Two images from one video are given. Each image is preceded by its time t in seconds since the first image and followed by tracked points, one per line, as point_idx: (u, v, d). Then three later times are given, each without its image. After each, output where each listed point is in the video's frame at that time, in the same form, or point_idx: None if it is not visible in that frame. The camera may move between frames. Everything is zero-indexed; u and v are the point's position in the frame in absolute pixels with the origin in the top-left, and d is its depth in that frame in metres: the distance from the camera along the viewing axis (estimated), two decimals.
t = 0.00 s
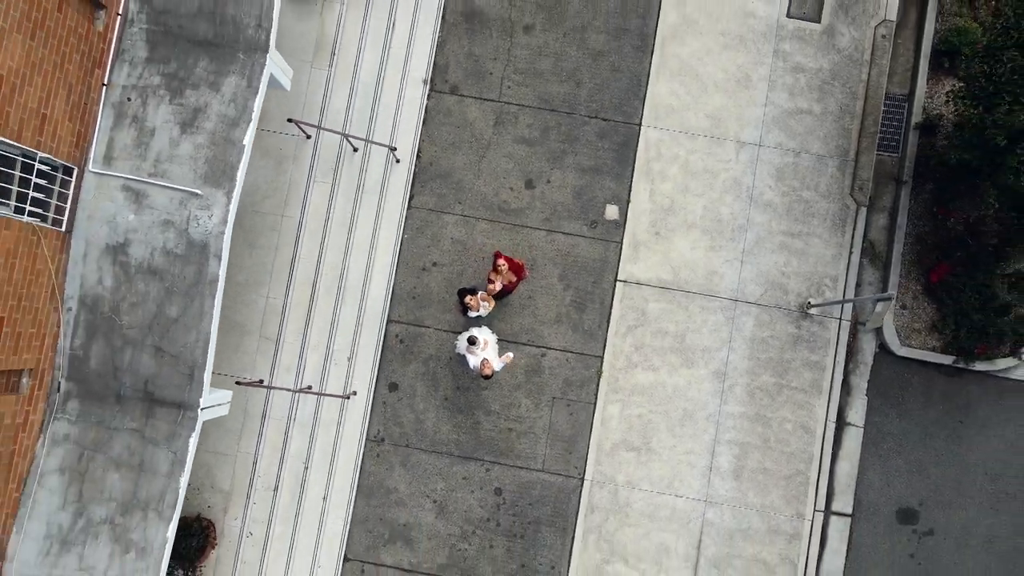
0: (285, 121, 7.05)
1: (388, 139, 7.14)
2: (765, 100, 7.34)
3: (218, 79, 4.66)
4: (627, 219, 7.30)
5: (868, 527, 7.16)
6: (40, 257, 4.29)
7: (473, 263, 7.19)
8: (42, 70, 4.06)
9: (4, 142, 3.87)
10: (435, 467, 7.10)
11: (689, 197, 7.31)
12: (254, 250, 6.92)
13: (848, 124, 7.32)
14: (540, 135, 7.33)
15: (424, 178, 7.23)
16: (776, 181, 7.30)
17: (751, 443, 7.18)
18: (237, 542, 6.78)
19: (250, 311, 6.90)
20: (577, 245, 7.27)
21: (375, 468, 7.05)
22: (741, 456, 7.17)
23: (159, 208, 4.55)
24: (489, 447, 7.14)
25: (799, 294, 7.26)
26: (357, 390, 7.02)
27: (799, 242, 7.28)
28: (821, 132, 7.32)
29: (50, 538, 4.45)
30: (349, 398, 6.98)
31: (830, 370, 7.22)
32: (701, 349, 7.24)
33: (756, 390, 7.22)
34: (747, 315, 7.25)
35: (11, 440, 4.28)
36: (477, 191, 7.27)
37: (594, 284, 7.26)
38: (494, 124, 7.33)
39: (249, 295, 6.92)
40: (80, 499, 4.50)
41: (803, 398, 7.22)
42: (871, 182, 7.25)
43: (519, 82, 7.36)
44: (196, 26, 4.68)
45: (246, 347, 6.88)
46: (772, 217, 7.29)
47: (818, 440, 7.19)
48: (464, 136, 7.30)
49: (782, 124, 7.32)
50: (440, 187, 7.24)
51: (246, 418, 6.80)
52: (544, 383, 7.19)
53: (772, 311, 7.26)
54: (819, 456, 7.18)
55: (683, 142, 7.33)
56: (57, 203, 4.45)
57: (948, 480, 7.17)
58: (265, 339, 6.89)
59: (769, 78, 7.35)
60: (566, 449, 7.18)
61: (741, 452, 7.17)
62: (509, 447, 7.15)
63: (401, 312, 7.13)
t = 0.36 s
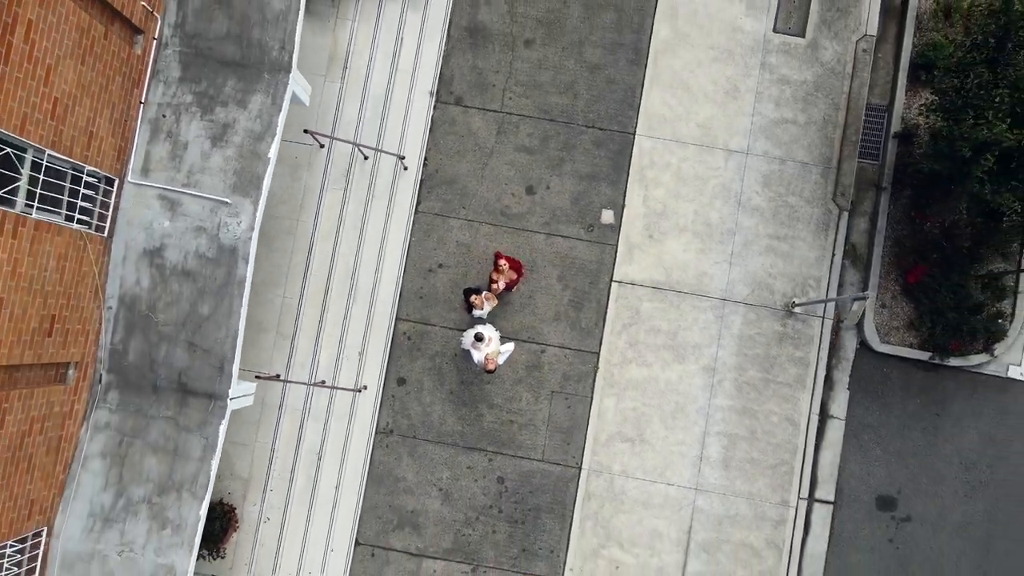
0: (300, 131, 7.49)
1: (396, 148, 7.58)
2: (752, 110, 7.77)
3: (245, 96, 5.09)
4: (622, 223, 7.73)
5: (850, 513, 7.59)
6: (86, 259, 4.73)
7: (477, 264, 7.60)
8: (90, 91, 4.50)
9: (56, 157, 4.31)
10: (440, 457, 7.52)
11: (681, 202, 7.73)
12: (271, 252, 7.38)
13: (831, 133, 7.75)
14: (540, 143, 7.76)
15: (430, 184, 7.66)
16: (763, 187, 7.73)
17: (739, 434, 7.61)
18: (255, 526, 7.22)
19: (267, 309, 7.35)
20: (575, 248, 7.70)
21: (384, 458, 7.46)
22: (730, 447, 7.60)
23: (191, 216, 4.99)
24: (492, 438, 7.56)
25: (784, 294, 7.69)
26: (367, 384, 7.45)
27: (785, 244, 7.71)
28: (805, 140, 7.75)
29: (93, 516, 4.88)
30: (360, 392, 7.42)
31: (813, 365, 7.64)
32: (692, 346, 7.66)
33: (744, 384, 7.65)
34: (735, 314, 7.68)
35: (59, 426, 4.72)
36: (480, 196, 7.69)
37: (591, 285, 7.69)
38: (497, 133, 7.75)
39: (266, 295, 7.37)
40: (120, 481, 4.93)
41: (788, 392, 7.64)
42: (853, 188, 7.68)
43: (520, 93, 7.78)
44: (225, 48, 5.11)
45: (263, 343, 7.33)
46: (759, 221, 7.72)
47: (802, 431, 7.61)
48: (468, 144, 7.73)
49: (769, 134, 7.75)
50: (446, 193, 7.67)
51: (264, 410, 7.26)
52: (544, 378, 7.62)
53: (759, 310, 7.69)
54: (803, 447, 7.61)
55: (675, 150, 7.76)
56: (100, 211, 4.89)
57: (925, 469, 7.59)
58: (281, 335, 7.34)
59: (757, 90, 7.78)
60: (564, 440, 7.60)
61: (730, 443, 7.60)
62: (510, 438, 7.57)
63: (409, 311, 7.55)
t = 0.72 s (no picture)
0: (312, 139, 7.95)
1: (403, 155, 8.03)
2: (740, 120, 8.22)
3: (268, 112, 5.54)
4: (617, 226, 8.18)
5: (832, 501, 8.03)
6: (124, 262, 5.18)
7: (479, 265, 8.05)
8: (129, 110, 4.96)
9: (100, 169, 4.77)
10: (445, 447, 7.97)
11: (672, 207, 8.18)
12: (285, 254, 7.84)
13: (814, 141, 8.19)
14: (539, 151, 8.20)
15: (435, 189, 8.11)
16: (750, 193, 8.18)
17: (727, 426, 8.05)
18: (272, 512, 7.68)
19: (282, 307, 7.82)
20: (572, 250, 8.15)
21: (392, 448, 7.91)
22: (718, 438, 8.03)
23: (219, 222, 5.44)
24: (494, 429, 8.00)
25: (770, 293, 8.13)
26: (376, 378, 7.90)
27: (770, 246, 8.16)
28: (790, 148, 8.20)
29: (129, 497, 5.33)
30: (369, 385, 7.88)
31: (798, 361, 8.08)
32: (683, 342, 8.10)
33: (732, 379, 8.09)
34: (724, 312, 8.12)
35: (100, 414, 5.17)
36: (483, 201, 8.14)
37: (587, 285, 8.14)
38: (499, 141, 8.20)
39: (281, 294, 7.83)
40: (153, 465, 5.37)
41: (773, 386, 8.08)
42: (835, 193, 8.12)
43: (520, 103, 8.23)
44: (249, 67, 5.56)
45: (279, 339, 7.79)
46: (746, 225, 8.17)
47: (787, 423, 8.05)
48: (471, 152, 8.17)
49: (755, 142, 8.20)
50: (450, 198, 8.11)
51: (279, 402, 7.72)
52: (542, 373, 8.07)
53: (746, 309, 8.13)
54: (787, 438, 8.05)
55: (667, 158, 8.20)
56: (136, 217, 5.35)
57: (903, 459, 8.03)
58: (296, 332, 7.80)
59: (744, 100, 8.23)
60: (562, 432, 8.04)
61: (718, 434, 8.04)
62: (511, 429, 8.02)
63: (415, 309, 8.00)
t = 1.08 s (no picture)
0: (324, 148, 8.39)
1: (410, 163, 8.45)
2: (730, 129, 8.63)
3: (287, 126, 5.95)
4: (613, 230, 8.59)
5: (818, 491, 8.44)
6: (154, 265, 5.59)
7: (483, 267, 8.47)
8: (163, 126, 5.37)
9: (136, 181, 5.18)
10: (450, 440, 8.38)
11: (666, 212, 8.60)
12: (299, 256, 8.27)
13: (801, 150, 8.61)
14: (539, 159, 8.62)
15: (441, 195, 8.53)
16: (740, 198, 8.60)
17: (718, 420, 8.45)
18: (286, 501, 8.11)
19: (296, 307, 8.25)
20: (571, 253, 8.56)
21: (399, 441, 8.32)
22: (710, 432, 8.44)
23: (242, 228, 5.86)
24: (496, 423, 8.41)
25: (759, 294, 8.54)
26: (384, 375, 8.32)
27: (759, 250, 8.57)
28: (778, 156, 8.61)
29: (159, 483, 5.74)
30: (377, 382, 8.30)
31: (785, 358, 8.49)
32: (676, 341, 8.52)
33: (723, 375, 8.50)
34: (715, 312, 8.53)
35: (133, 406, 5.59)
36: (485, 206, 8.55)
37: (585, 286, 8.55)
38: (501, 150, 8.61)
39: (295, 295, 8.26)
40: (181, 454, 5.78)
41: (762, 382, 8.49)
42: (821, 199, 8.53)
43: (521, 113, 8.65)
44: (269, 84, 5.98)
45: (292, 338, 8.23)
46: (736, 229, 8.58)
47: (775, 418, 8.45)
48: (475, 160, 8.59)
49: (745, 150, 8.61)
50: (455, 203, 8.53)
51: (293, 398, 8.14)
52: (542, 369, 8.48)
53: (736, 309, 8.55)
54: (775, 431, 8.45)
55: (661, 165, 8.62)
56: (165, 224, 5.76)
57: (886, 451, 8.44)
58: (308, 331, 8.23)
59: (734, 110, 8.65)
60: (561, 426, 8.46)
61: (710, 428, 8.44)
62: (513, 424, 8.43)
63: (422, 309, 8.42)
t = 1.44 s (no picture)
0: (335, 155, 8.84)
1: (417, 169, 8.89)
2: (721, 137, 9.07)
3: (304, 137, 6.40)
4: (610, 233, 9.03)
5: (804, 481, 8.88)
6: (183, 267, 6.03)
7: (486, 269, 8.91)
8: (192, 139, 5.80)
9: (168, 189, 5.62)
10: (455, 432, 8.81)
11: (660, 216, 9.03)
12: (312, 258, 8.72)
13: (788, 156, 9.04)
14: (539, 165, 9.06)
15: (446, 200, 8.97)
16: (731, 203, 9.03)
17: (709, 414, 8.89)
18: (300, 490, 8.56)
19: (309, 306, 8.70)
20: (570, 255, 9.00)
21: (407, 434, 8.77)
22: (702, 425, 8.87)
23: (263, 232, 6.30)
24: (498, 416, 8.85)
25: (748, 294, 8.98)
26: (392, 370, 8.76)
27: (749, 252, 9.01)
28: (767, 163, 9.05)
29: (186, 469, 6.18)
30: (386, 377, 8.74)
31: (774, 355, 8.92)
32: (670, 338, 8.95)
33: (714, 371, 8.93)
34: (706, 311, 8.97)
35: (163, 398, 6.03)
36: (488, 211, 8.99)
37: (583, 286, 8.99)
38: (503, 156, 9.05)
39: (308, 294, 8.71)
40: (207, 442, 6.22)
41: (752, 378, 8.92)
42: (807, 204, 8.97)
43: (523, 122, 9.08)
44: (288, 98, 6.42)
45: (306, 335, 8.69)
46: (726, 232, 9.02)
47: (764, 411, 8.89)
48: (478, 166, 9.02)
49: (735, 157, 9.05)
50: (459, 207, 8.97)
51: (306, 392, 8.59)
52: (542, 365, 8.92)
53: (727, 308, 8.98)
54: (764, 424, 8.88)
55: (656, 171, 9.06)
56: (193, 229, 6.20)
57: (869, 444, 8.88)
58: (321, 328, 8.68)
59: (725, 119, 9.08)
60: (560, 419, 8.89)
61: (702, 421, 8.88)
62: (514, 417, 8.86)
63: (428, 308, 8.86)
